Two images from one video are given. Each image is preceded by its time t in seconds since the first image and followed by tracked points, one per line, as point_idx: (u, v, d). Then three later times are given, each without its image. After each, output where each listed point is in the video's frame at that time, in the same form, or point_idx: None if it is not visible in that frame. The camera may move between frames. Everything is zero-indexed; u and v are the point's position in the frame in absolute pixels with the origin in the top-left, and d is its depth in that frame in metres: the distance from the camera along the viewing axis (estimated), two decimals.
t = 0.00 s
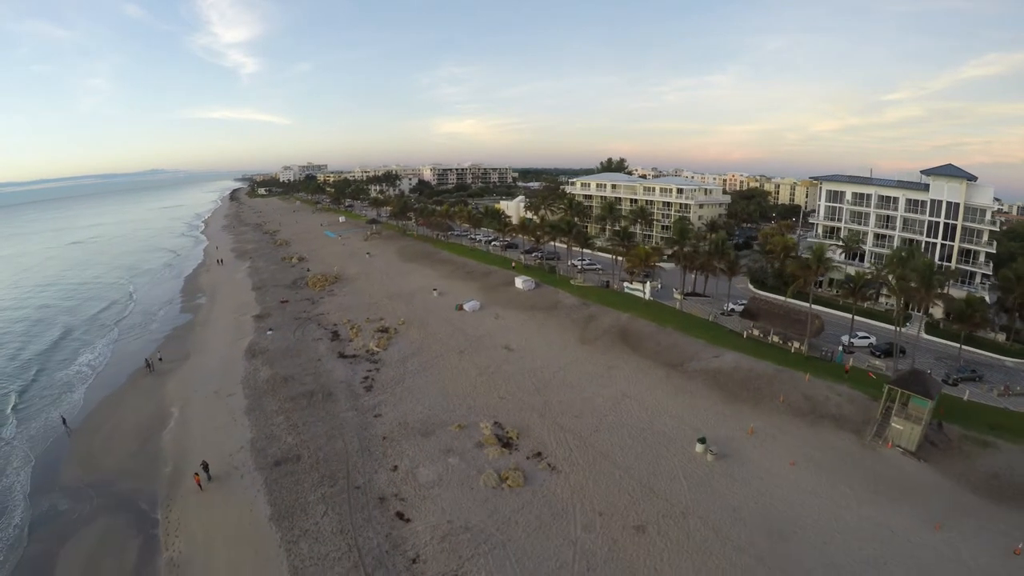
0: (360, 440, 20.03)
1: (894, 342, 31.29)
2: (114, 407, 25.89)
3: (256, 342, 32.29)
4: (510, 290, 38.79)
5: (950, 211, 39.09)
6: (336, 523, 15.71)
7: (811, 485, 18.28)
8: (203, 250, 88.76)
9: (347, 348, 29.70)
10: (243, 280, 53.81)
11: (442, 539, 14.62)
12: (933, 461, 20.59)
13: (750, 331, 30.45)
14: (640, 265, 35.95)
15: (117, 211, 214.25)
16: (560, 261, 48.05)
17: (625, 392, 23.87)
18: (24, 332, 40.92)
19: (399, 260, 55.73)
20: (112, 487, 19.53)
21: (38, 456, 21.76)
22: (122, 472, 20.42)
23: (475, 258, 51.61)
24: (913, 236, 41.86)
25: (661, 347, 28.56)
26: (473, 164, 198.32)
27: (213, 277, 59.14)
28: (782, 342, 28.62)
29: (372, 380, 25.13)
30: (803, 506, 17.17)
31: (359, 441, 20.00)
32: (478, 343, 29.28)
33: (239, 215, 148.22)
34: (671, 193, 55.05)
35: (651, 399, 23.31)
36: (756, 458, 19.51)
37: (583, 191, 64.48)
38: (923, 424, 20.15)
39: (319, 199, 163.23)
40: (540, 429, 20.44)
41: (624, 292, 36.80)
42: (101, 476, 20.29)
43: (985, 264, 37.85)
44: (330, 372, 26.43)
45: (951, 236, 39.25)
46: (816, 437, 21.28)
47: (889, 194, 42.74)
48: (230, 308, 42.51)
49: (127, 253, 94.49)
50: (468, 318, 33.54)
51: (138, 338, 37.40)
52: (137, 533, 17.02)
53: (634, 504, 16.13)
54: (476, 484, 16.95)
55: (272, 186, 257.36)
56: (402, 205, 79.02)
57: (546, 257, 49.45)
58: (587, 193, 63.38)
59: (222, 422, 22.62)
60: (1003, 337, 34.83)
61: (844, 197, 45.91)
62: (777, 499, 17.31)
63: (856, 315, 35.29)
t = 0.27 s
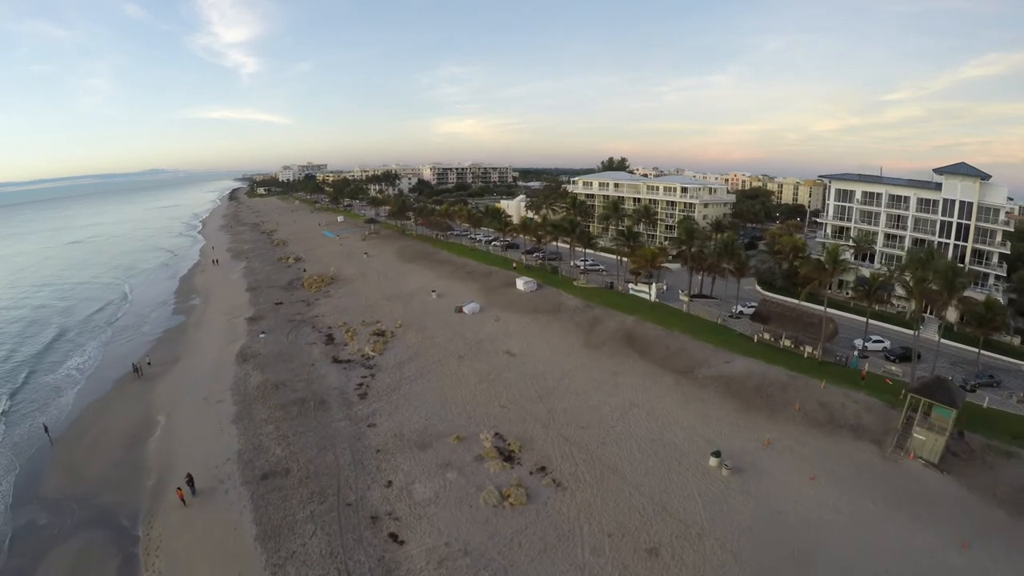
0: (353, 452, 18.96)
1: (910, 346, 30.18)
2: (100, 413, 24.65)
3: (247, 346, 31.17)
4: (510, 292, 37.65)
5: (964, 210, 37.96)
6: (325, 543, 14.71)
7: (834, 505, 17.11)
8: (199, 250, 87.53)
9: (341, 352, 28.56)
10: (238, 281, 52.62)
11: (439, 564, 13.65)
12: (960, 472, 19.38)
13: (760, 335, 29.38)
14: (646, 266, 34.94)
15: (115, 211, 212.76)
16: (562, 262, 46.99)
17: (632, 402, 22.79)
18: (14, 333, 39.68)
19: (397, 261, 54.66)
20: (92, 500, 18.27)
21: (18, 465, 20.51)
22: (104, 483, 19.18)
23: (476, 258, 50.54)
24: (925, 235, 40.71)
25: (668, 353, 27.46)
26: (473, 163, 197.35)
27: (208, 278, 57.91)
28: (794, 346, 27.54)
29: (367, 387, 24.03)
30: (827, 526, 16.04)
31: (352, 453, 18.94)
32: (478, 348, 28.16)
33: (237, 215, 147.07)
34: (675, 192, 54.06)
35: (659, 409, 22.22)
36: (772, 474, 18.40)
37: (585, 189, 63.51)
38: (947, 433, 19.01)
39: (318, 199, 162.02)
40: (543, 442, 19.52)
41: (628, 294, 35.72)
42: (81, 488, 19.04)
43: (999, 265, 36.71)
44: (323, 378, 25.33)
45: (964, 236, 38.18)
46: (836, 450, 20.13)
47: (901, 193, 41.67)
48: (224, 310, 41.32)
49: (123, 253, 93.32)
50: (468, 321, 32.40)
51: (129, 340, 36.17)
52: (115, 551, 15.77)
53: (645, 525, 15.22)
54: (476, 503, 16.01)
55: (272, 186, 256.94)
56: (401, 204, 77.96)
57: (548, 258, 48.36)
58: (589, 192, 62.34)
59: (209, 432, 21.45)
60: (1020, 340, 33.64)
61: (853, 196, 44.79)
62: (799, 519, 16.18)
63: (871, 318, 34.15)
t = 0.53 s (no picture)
0: (357, 465, 18.03)
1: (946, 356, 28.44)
2: (102, 416, 24.00)
3: (254, 347, 30.51)
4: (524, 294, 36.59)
5: (994, 213, 35.88)
6: (326, 566, 13.84)
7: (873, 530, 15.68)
8: (215, 247, 87.96)
9: (348, 356, 27.73)
10: (249, 280, 52.35)
11: None
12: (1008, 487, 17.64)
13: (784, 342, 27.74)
14: (666, 268, 33.66)
15: (132, 208, 215.21)
16: (578, 263, 45.87)
17: (653, 414, 21.55)
18: (23, 330, 39.47)
19: (410, 261, 53.84)
20: (87, 509, 17.51)
21: (17, 469, 19.89)
22: (100, 491, 18.41)
23: (490, 258, 49.63)
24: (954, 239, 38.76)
25: (688, 361, 26.16)
26: (488, 163, 196.78)
27: (221, 276, 57.81)
28: (821, 354, 25.87)
29: (374, 395, 23.08)
30: (867, 555, 14.66)
31: (356, 466, 18.01)
32: (490, 353, 27.09)
33: (252, 213, 147.79)
34: (693, 191, 52.57)
35: (681, 422, 20.95)
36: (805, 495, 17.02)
37: (601, 188, 62.29)
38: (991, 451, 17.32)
39: (333, 197, 162.67)
40: (560, 456, 18.49)
41: (648, 297, 34.46)
42: (77, 495, 18.30)
43: None
44: (328, 384, 24.44)
45: (996, 240, 36.13)
46: (870, 465, 18.68)
47: (929, 195, 39.82)
48: (233, 310, 40.78)
49: (139, 250, 93.93)
50: (480, 324, 31.42)
51: (136, 339, 35.69)
52: (106, 565, 14.92)
53: (670, 552, 14.21)
54: (486, 524, 15.08)
55: (289, 184, 259.41)
56: (413, 204, 77.14)
57: (564, 259, 47.30)
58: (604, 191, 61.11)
59: (209, 439, 20.66)
60: None
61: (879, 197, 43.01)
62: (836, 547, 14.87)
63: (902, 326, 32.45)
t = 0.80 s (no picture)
0: (403, 476, 17.82)
1: None
2: (152, 404, 24.95)
3: (313, 341, 31.20)
4: (584, 300, 35.32)
5: None
6: None
7: None
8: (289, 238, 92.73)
9: (405, 356, 27.65)
10: (314, 273, 54.31)
11: None
12: None
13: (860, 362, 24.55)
14: (742, 277, 31.30)
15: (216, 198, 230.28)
16: (647, 269, 44.02)
17: (722, 439, 19.82)
18: (104, 312, 42.69)
19: (473, 260, 53.60)
20: (125, 498, 17.99)
21: (67, 451, 20.84)
22: (142, 481, 18.92)
23: (554, 260, 48.77)
24: None
25: (760, 382, 23.93)
26: (552, 163, 195.32)
27: (292, 267, 60.54)
28: (903, 380, 22.60)
29: (426, 401, 22.79)
30: None
31: (403, 477, 17.81)
32: (550, 362, 26.09)
33: (323, 207, 154.36)
34: (768, 198, 49.23)
35: (753, 451, 19.05)
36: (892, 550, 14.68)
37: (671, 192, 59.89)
38: None
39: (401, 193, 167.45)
40: (620, 480, 17.50)
41: (720, 308, 32.21)
42: (120, 483, 18.87)
43: None
44: (382, 385, 24.36)
45: None
46: (972, 516, 15.96)
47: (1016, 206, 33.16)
48: (298, 302, 42.26)
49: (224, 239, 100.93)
50: (537, 330, 30.51)
51: (209, 326, 37.73)
52: (138, 561, 15.21)
53: None
54: (536, 552, 14.34)
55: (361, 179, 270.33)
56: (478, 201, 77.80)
57: (631, 263, 45.61)
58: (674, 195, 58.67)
59: (260, 435, 20.92)
60: None
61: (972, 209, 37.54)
62: None
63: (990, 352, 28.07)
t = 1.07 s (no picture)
0: (442, 492, 16.70)
1: None
2: (202, 396, 25.30)
3: (361, 340, 30.94)
4: (639, 309, 33.23)
5: None
6: None
7: None
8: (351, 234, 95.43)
9: (455, 361, 26.69)
10: (368, 270, 54.88)
11: None
12: None
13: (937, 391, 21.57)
14: (812, 292, 28.32)
15: (284, 193, 241.16)
16: (712, 277, 41.28)
17: (795, 475, 17.44)
18: (171, 301, 44.77)
19: (531, 262, 52.57)
20: (158, 495, 17.92)
21: (110, 440, 21.40)
22: (177, 478, 18.83)
23: (614, 264, 46.90)
24: None
25: (839, 410, 21.00)
26: (613, 164, 191.01)
27: (350, 263, 61.78)
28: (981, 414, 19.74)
29: (472, 412, 21.64)
30: None
31: (441, 493, 16.69)
32: (606, 375, 24.38)
33: (384, 203, 157.95)
34: (835, 206, 45.05)
35: (829, 494, 16.49)
36: None
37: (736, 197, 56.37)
38: None
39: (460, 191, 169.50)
40: (674, 512, 15.75)
41: (786, 323, 29.22)
42: (158, 478, 18.96)
43: None
44: (428, 392, 23.45)
45: None
46: None
47: None
48: (353, 298, 42.55)
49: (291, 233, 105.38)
50: (594, 339, 28.78)
51: (264, 319, 38.55)
52: (162, 564, 14.86)
53: None
54: None
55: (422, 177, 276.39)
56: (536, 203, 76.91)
57: (695, 270, 43.00)
58: (739, 201, 55.23)
59: (299, 439, 20.35)
60: None
61: None
62: None
63: None
